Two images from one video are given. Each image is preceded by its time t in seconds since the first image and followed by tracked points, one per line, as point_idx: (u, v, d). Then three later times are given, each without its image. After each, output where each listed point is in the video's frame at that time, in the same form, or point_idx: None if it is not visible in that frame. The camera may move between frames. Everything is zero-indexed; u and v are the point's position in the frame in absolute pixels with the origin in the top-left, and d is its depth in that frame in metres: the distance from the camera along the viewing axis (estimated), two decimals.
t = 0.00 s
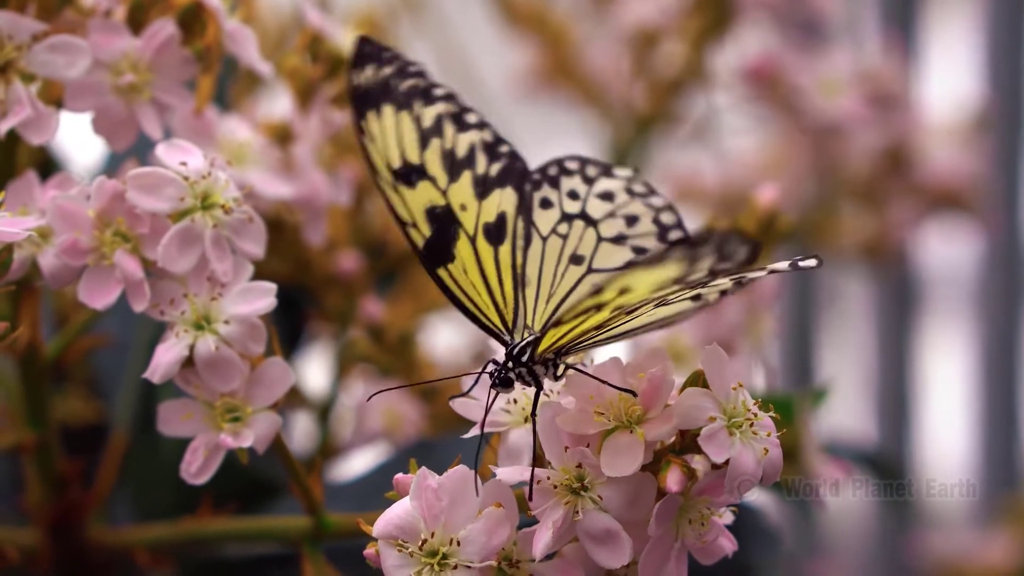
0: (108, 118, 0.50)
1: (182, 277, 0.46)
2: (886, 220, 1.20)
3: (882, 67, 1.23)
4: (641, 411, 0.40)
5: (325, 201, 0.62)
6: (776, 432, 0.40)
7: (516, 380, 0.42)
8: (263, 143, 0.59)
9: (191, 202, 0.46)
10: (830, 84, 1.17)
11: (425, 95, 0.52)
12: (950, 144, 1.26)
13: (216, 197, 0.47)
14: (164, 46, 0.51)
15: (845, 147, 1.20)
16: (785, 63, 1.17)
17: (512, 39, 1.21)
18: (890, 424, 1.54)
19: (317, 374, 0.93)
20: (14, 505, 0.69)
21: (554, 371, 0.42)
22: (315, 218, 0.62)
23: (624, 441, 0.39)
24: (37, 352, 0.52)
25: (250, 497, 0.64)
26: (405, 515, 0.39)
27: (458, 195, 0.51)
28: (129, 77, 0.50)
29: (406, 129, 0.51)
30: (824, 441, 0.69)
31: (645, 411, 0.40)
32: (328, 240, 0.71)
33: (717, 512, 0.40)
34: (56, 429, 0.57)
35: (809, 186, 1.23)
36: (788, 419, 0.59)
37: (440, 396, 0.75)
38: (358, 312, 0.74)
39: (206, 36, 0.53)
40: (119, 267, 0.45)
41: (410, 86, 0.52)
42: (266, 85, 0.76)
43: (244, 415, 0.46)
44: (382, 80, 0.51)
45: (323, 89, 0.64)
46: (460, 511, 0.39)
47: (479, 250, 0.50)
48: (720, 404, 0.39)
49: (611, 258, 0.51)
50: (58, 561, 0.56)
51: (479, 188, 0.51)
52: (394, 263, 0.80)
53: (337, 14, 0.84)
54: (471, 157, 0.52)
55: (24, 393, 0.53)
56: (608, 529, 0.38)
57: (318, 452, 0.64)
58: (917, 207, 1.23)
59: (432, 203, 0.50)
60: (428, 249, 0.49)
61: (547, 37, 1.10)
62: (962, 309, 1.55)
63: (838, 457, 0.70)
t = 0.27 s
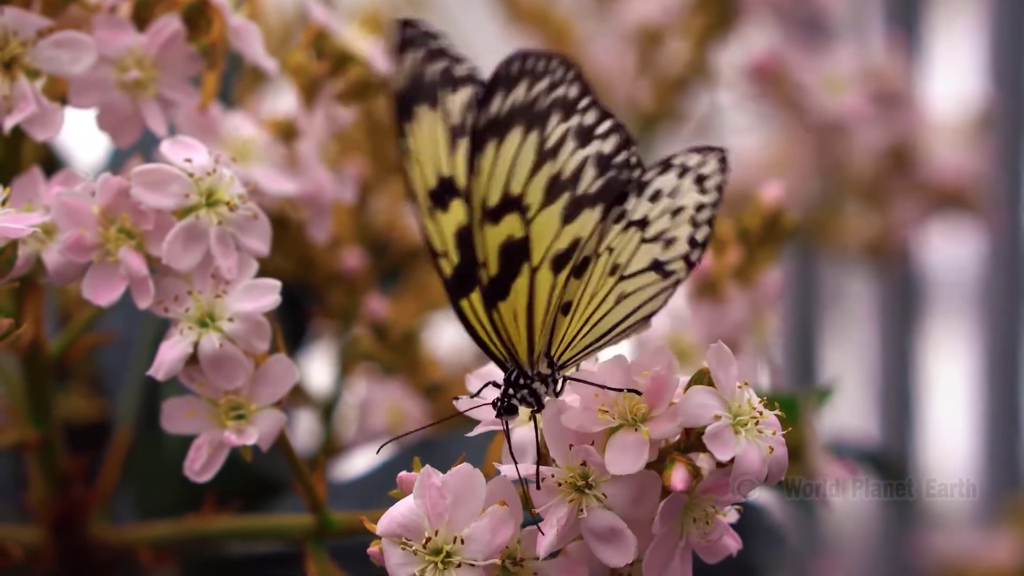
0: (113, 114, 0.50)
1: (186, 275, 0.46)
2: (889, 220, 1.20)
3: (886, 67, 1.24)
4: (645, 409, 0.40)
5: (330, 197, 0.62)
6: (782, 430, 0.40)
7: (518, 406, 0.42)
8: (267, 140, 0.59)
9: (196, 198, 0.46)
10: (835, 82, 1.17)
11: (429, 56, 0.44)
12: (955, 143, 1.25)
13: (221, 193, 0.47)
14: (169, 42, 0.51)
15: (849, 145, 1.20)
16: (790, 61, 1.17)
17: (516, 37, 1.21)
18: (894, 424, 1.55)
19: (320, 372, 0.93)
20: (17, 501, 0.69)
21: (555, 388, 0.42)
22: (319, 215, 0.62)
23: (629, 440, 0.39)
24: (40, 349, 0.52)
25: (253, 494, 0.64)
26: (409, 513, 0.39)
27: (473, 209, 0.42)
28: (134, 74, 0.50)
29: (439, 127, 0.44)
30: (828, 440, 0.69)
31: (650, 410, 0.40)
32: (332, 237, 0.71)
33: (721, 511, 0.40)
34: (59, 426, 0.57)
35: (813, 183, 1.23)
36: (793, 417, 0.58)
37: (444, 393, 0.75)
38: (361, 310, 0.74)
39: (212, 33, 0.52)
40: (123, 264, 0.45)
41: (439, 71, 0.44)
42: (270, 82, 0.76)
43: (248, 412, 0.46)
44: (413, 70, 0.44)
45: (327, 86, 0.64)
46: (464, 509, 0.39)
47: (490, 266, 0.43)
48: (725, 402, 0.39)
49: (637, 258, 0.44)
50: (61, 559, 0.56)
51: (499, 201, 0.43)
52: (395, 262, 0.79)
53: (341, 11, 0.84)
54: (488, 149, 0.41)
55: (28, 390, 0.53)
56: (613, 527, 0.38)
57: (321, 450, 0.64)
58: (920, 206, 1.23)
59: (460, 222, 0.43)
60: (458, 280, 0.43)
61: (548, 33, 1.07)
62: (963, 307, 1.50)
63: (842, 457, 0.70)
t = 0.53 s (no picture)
0: (118, 110, 0.50)
1: (191, 271, 0.46)
2: (897, 217, 1.19)
3: (894, 64, 1.24)
4: (650, 404, 0.40)
5: (335, 194, 0.62)
6: (787, 425, 0.40)
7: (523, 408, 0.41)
8: (273, 136, 0.59)
9: (200, 194, 0.46)
10: (842, 79, 1.19)
11: (370, 71, 0.41)
12: (961, 140, 1.23)
13: (226, 189, 0.47)
14: (175, 38, 0.51)
15: (857, 142, 1.20)
16: (798, 59, 1.18)
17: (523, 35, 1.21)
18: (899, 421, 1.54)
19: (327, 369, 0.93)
20: (24, 497, 0.69)
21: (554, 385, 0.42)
22: (325, 212, 0.62)
23: (634, 435, 0.39)
24: (46, 345, 0.53)
25: (258, 491, 0.64)
26: (414, 509, 0.39)
27: (442, 198, 0.41)
28: (140, 70, 0.50)
29: (388, 144, 0.41)
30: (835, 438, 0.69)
31: (655, 405, 0.40)
32: (338, 234, 0.71)
33: (728, 506, 0.40)
34: (65, 422, 0.57)
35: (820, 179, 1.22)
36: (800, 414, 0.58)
37: (450, 390, 0.75)
38: (368, 307, 0.74)
39: (218, 28, 0.53)
40: (128, 260, 0.45)
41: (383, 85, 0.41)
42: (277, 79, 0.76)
43: (253, 408, 0.46)
44: (356, 85, 0.41)
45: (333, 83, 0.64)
46: (468, 504, 0.39)
47: (467, 258, 0.42)
48: (730, 397, 0.39)
49: (620, 247, 0.41)
50: (65, 553, 0.56)
51: (468, 190, 0.41)
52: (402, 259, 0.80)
53: (348, 8, 0.84)
54: (451, 133, 0.40)
55: (35, 385, 0.53)
56: (618, 522, 0.38)
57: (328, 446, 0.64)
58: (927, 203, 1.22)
59: (423, 229, 0.42)
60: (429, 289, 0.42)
61: (556, 31, 1.08)
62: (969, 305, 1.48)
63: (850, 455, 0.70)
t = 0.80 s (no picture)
0: (121, 105, 0.50)
1: (194, 266, 0.46)
2: (899, 214, 1.20)
3: (897, 62, 1.24)
4: (656, 400, 0.40)
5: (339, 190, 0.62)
6: (793, 420, 0.40)
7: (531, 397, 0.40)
8: (276, 133, 0.59)
9: (204, 189, 0.46)
10: (845, 76, 1.19)
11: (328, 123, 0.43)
12: (964, 138, 1.21)
13: (230, 184, 0.46)
14: (178, 34, 0.51)
15: (860, 139, 1.20)
16: (800, 57, 1.18)
17: (525, 33, 1.21)
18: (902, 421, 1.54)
19: (330, 367, 0.93)
20: (26, 495, 0.69)
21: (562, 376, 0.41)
22: (328, 208, 0.62)
23: (639, 430, 0.38)
24: (49, 341, 0.52)
25: (261, 487, 0.64)
26: (419, 504, 0.39)
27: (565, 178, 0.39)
28: (143, 65, 0.50)
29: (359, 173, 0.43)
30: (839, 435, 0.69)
31: (661, 400, 0.40)
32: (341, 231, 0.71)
33: (733, 501, 0.40)
34: (68, 420, 0.57)
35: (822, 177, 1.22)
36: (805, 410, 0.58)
37: (453, 387, 0.75)
38: (369, 305, 0.73)
39: (220, 23, 0.53)
40: (132, 256, 0.45)
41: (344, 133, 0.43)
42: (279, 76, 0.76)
43: (256, 404, 0.46)
44: (317, 128, 0.42)
45: (336, 79, 0.64)
46: (474, 499, 0.39)
47: (552, 253, 0.37)
48: (736, 392, 0.39)
49: (660, 259, 0.41)
50: (69, 550, 0.56)
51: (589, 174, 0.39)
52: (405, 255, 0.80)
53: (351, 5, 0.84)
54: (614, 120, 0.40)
55: (39, 382, 0.53)
56: (623, 517, 0.38)
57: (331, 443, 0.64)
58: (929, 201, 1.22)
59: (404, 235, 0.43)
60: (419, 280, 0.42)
61: (558, 30, 1.09)
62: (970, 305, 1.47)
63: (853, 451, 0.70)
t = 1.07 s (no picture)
0: (125, 100, 0.50)
1: (198, 261, 0.46)
2: (904, 210, 1.19)
3: (901, 57, 1.24)
4: (659, 394, 0.39)
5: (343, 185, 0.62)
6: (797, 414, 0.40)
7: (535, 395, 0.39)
8: (280, 127, 0.59)
9: (208, 184, 0.46)
10: (848, 72, 1.18)
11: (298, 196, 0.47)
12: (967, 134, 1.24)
13: (234, 179, 0.46)
14: (181, 28, 0.51)
15: (863, 135, 1.20)
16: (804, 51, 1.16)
17: (528, 28, 1.21)
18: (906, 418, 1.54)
19: (334, 362, 0.94)
20: (31, 490, 0.69)
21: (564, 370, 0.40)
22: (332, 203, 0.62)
23: (642, 424, 0.39)
24: (52, 336, 0.53)
25: (265, 482, 0.64)
26: (423, 498, 0.39)
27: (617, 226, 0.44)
28: (146, 60, 0.50)
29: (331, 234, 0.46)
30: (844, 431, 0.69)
31: (664, 394, 0.39)
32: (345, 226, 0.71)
33: (736, 495, 0.40)
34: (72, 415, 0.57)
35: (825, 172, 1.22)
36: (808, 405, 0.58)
37: (457, 382, 0.75)
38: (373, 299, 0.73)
39: (223, 18, 0.53)
40: (136, 250, 0.45)
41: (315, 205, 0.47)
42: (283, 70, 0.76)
43: (260, 398, 0.46)
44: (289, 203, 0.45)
45: (340, 73, 0.64)
46: (478, 493, 0.39)
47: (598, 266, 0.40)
48: (740, 386, 0.39)
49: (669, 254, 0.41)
50: (73, 545, 0.56)
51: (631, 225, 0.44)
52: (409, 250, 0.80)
53: None
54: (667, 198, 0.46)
55: (43, 377, 0.53)
56: (626, 512, 0.38)
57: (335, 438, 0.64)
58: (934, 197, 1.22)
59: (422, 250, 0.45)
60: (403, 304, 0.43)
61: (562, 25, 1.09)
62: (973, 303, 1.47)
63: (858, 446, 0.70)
